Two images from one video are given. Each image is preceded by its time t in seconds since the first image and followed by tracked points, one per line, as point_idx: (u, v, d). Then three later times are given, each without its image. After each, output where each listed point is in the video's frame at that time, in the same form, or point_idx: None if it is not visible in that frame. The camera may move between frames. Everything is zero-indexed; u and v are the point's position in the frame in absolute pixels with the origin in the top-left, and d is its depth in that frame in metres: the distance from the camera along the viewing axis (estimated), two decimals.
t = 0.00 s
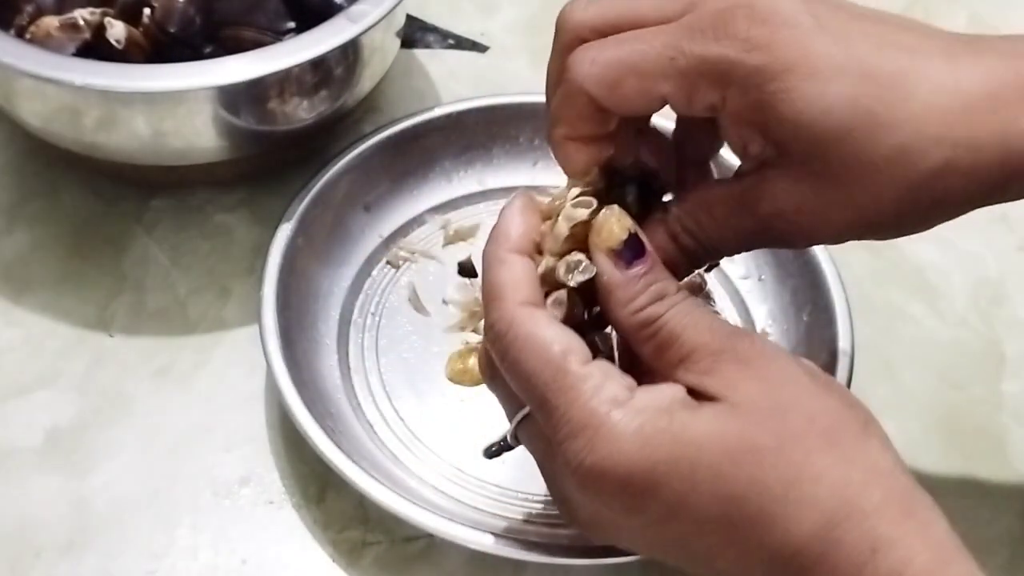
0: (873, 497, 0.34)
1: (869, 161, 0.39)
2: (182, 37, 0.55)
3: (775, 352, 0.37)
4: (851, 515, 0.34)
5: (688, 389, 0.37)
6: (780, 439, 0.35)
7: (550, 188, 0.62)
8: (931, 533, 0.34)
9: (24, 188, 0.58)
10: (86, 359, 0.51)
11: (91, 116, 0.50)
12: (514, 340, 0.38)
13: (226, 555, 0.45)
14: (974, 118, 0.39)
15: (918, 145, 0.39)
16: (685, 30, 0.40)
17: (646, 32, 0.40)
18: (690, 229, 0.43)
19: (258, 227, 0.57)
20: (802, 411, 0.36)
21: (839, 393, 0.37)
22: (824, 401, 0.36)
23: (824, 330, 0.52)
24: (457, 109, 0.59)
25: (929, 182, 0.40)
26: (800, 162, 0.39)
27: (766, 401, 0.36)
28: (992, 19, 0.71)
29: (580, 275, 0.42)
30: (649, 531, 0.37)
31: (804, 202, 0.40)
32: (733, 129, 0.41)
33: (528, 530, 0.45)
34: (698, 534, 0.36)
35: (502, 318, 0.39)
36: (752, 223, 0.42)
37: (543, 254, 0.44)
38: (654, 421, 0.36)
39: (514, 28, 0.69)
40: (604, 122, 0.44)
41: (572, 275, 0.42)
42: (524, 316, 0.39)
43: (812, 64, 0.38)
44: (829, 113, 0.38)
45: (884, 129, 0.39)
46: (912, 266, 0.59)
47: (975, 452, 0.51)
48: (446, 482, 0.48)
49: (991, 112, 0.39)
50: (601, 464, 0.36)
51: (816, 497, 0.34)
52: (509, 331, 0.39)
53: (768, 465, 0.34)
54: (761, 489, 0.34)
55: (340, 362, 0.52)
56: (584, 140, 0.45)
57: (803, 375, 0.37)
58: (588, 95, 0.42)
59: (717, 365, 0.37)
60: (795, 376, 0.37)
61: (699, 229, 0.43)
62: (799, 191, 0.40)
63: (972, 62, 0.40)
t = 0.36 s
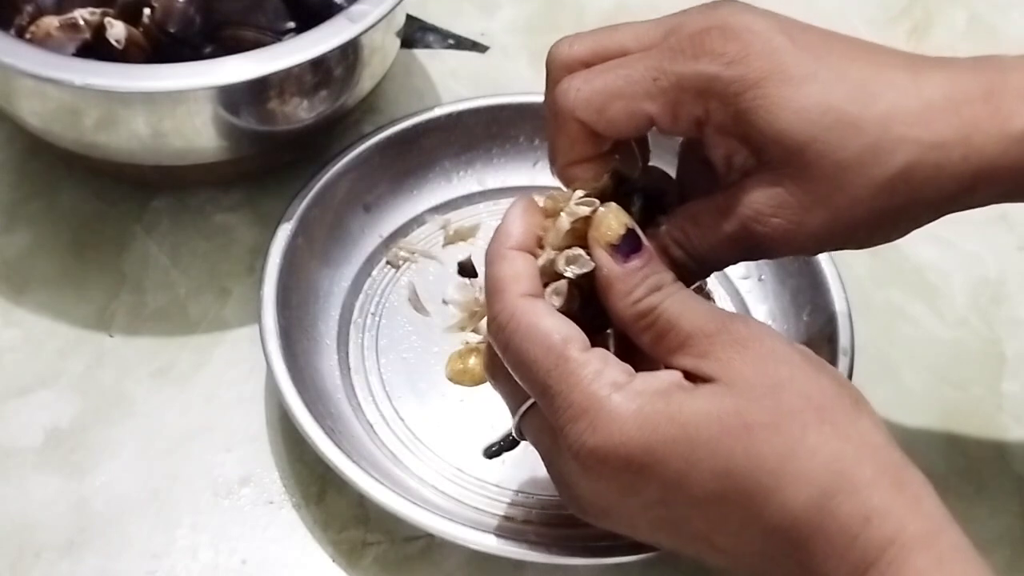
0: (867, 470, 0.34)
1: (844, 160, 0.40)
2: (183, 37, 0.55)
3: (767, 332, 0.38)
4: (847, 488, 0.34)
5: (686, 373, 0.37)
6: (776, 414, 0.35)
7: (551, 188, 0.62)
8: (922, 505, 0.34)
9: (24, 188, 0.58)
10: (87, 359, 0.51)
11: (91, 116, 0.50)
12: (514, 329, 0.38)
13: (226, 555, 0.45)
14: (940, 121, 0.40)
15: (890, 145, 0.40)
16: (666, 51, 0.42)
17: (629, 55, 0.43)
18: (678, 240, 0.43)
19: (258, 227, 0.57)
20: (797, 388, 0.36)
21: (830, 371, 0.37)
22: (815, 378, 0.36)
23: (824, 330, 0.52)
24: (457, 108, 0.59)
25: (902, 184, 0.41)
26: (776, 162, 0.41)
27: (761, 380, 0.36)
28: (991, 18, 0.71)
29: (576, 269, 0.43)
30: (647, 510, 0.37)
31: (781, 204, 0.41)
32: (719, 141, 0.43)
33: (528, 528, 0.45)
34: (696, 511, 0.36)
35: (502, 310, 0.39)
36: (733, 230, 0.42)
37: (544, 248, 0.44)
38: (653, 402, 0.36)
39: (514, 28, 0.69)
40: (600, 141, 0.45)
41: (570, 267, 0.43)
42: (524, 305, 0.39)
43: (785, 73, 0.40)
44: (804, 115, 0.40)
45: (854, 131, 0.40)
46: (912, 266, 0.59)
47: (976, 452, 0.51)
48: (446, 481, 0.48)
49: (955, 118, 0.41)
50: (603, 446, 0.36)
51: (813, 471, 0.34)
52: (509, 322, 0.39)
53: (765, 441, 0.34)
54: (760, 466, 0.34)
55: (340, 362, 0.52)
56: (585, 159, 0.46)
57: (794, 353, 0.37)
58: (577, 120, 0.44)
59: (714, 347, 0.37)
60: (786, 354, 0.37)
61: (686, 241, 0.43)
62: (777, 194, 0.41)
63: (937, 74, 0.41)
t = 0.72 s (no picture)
0: (842, 458, 0.34)
1: (806, 178, 0.39)
2: (182, 37, 0.55)
3: (736, 327, 0.38)
4: (824, 477, 0.34)
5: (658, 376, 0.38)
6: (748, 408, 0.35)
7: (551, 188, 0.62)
8: (901, 491, 0.34)
9: (24, 189, 0.58)
10: (87, 360, 0.51)
11: (91, 116, 0.50)
12: (487, 346, 0.39)
13: (226, 555, 0.45)
14: (902, 144, 0.40)
15: (851, 166, 0.39)
16: (636, 69, 0.42)
17: (598, 75, 0.43)
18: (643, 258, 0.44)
19: (258, 227, 0.58)
20: (769, 378, 0.36)
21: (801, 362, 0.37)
22: (787, 368, 0.36)
23: (825, 330, 0.52)
24: (457, 108, 0.59)
25: (867, 205, 0.40)
26: (739, 177, 0.41)
27: (732, 373, 0.36)
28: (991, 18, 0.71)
29: (545, 281, 0.43)
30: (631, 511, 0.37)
31: (743, 220, 0.41)
32: (687, 157, 0.43)
33: (527, 528, 0.45)
34: (677, 507, 0.36)
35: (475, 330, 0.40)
36: (697, 247, 0.42)
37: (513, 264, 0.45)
38: (628, 408, 0.36)
39: (514, 28, 0.69)
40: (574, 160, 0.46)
41: (539, 279, 0.43)
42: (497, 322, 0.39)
43: (750, 92, 0.40)
44: (766, 133, 0.39)
45: (814, 150, 0.39)
46: (911, 266, 0.59)
47: (976, 452, 0.51)
48: (445, 481, 0.48)
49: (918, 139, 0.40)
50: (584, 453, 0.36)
51: (789, 463, 0.34)
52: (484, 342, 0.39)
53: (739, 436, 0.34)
54: (736, 460, 0.34)
55: (340, 362, 0.52)
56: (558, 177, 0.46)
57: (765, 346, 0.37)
58: (551, 142, 0.44)
59: (684, 346, 0.37)
60: (756, 346, 0.37)
61: (652, 257, 0.43)
62: (737, 211, 0.41)
63: (904, 94, 0.41)
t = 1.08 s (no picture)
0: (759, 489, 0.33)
1: (820, 193, 0.39)
2: (183, 38, 0.55)
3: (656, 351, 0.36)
4: (738, 514, 0.33)
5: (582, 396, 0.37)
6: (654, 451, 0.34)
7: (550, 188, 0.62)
8: (830, 519, 0.32)
9: (24, 189, 0.58)
10: (87, 359, 0.51)
11: (91, 116, 0.50)
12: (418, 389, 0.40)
13: (226, 555, 0.45)
14: (906, 137, 0.38)
15: (855, 171, 0.38)
16: (634, 75, 0.42)
17: (591, 72, 0.43)
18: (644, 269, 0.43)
19: (258, 227, 0.58)
20: (679, 413, 0.34)
21: (728, 382, 0.35)
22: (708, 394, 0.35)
23: (824, 329, 0.52)
24: (457, 108, 0.59)
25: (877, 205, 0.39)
26: (747, 190, 0.40)
27: (643, 409, 0.35)
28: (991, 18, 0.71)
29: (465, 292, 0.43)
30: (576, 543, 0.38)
31: (754, 232, 0.40)
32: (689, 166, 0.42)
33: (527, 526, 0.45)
34: (610, 540, 0.36)
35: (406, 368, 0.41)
36: (707, 257, 0.41)
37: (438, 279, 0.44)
38: (547, 448, 0.36)
39: (515, 28, 0.69)
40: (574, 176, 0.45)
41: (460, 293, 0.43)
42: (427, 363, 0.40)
43: (749, 97, 0.39)
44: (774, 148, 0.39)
45: (819, 154, 0.38)
46: (911, 266, 0.59)
47: (976, 452, 0.51)
48: (445, 480, 0.48)
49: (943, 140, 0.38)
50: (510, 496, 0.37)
51: (702, 503, 0.33)
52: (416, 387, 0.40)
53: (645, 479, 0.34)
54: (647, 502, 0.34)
55: (340, 362, 0.52)
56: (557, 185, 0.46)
57: (684, 372, 0.35)
58: (552, 154, 0.45)
59: (601, 371, 0.36)
60: (671, 373, 0.35)
61: (653, 269, 0.43)
62: (749, 222, 0.40)
63: (909, 86, 0.39)
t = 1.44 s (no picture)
0: (737, 538, 0.32)
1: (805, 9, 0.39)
2: (183, 38, 0.55)
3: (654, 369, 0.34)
4: (714, 559, 0.32)
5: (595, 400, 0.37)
6: (639, 480, 0.34)
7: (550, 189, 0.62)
8: None
9: (24, 189, 0.58)
10: (87, 359, 0.51)
11: (91, 116, 0.50)
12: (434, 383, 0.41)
13: (226, 555, 0.45)
14: None
15: None
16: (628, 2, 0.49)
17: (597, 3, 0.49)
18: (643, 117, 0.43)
19: (258, 227, 0.58)
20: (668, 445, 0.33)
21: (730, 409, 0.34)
22: (696, 430, 0.33)
23: (824, 327, 0.52)
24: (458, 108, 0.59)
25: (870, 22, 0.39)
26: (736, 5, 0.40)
27: (630, 437, 0.34)
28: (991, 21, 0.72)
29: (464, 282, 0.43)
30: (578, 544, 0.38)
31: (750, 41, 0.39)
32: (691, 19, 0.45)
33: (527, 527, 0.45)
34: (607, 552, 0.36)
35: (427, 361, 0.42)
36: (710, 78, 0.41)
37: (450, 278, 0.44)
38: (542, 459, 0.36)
39: (515, 29, 0.69)
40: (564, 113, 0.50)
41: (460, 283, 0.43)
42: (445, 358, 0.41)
43: None
44: None
45: None
46: (911, 266, 0.59)
47: (976, 452, 0.51)
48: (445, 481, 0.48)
49: None
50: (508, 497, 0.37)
51: (680, 541, 0.33)
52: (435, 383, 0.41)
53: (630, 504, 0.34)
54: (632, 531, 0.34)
55: (340, 362, 0.52)
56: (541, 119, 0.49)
57: (684, 398, 0.34)
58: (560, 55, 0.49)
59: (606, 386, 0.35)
60: (670, 400, 0.34)
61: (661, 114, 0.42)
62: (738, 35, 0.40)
63: None
